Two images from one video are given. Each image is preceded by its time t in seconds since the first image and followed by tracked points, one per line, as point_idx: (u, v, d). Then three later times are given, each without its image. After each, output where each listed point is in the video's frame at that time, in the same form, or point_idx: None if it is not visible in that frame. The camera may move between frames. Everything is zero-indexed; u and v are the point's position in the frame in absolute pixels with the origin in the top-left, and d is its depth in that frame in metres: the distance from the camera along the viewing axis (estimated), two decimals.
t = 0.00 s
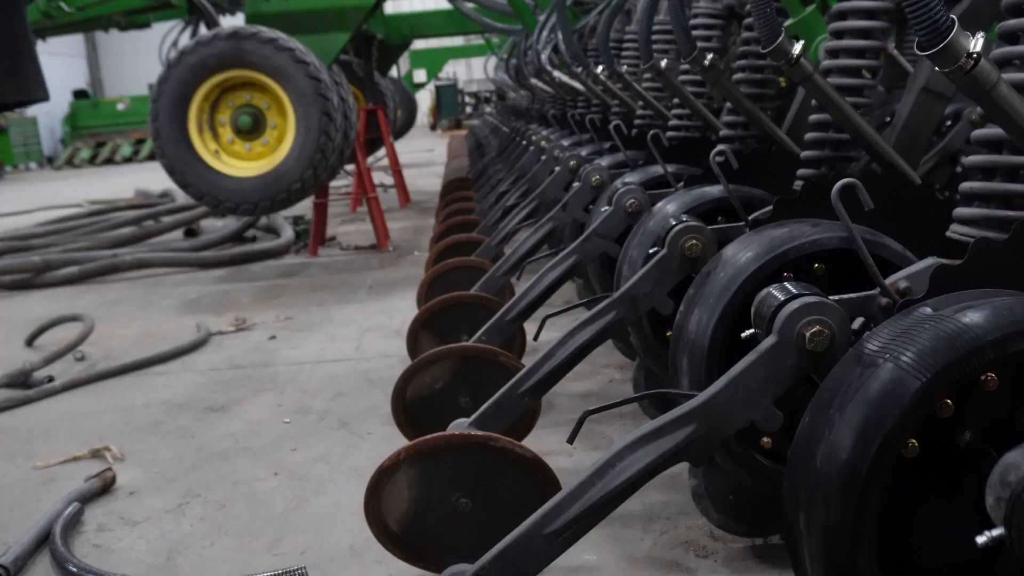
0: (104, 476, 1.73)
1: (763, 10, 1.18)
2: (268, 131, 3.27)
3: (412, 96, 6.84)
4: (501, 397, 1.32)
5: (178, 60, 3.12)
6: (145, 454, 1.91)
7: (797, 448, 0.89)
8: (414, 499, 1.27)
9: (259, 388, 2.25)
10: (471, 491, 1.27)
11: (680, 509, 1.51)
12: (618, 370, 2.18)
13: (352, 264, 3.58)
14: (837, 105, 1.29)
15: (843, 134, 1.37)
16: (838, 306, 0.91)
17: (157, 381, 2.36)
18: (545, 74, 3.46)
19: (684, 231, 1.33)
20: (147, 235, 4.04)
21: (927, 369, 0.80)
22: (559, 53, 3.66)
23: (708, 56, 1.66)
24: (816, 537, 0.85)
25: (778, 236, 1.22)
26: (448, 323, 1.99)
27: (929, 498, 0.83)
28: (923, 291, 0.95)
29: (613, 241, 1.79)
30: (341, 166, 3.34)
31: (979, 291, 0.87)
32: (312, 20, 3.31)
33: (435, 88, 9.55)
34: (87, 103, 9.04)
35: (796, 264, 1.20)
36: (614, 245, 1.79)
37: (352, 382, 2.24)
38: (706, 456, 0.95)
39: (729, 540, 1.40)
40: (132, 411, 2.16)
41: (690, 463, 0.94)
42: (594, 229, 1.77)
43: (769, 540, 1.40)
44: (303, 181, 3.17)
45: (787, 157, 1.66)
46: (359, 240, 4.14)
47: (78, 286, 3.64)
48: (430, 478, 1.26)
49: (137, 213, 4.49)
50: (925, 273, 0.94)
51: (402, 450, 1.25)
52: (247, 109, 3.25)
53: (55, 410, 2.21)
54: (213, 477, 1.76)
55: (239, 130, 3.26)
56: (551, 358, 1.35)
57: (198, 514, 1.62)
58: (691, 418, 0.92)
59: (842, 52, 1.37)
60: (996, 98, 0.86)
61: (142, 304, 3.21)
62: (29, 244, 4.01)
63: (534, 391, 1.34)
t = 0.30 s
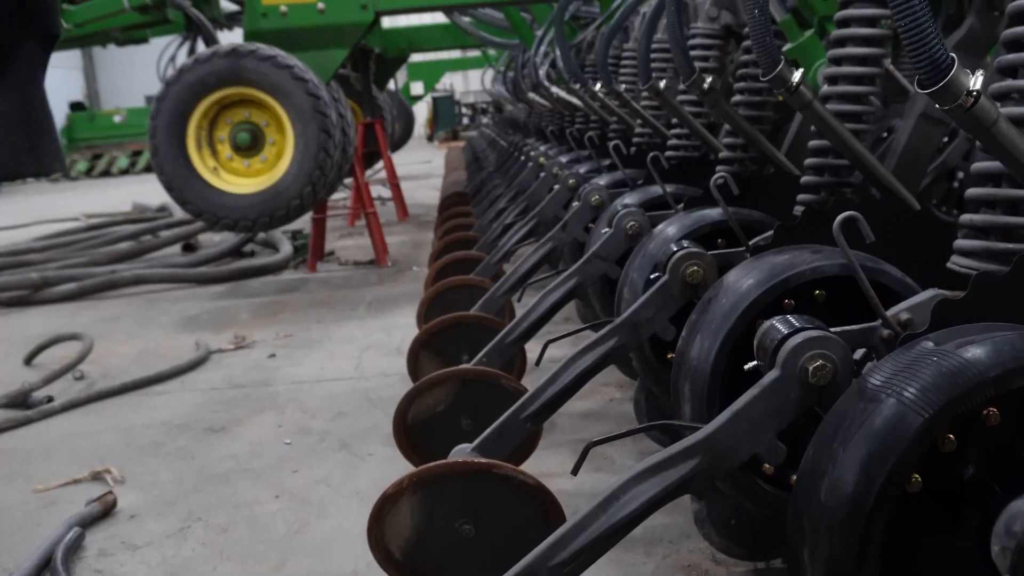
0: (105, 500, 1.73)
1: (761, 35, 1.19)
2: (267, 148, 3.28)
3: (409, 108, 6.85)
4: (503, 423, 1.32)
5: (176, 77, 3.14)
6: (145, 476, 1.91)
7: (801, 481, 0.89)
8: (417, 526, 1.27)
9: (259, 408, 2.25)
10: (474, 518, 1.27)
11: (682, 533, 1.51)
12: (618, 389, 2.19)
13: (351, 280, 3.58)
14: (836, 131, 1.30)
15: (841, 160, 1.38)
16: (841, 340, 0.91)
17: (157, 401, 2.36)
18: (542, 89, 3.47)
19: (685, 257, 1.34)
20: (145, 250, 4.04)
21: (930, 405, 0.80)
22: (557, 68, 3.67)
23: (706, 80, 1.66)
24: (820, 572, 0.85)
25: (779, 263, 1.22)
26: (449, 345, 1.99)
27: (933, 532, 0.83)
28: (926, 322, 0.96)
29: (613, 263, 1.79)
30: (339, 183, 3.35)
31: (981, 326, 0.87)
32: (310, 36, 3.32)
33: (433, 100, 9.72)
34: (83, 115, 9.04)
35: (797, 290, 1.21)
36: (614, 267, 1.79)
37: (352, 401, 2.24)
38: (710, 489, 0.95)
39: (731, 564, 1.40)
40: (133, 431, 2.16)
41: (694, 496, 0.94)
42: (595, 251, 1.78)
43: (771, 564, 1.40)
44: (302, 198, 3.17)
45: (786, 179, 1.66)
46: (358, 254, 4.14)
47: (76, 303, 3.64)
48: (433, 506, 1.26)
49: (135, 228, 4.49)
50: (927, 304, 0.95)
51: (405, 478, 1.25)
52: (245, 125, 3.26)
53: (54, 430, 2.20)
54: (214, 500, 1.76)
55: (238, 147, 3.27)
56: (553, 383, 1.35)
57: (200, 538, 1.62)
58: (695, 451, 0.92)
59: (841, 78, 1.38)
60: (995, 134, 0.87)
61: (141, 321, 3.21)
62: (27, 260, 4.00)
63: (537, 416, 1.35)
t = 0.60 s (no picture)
0: (106, 518, 1.73)
1: (762, 59, 1.20)
2: (269, 160, 3.29)
3: (409, 117, 6.86)
4: (506, 446, 1.33)
5: (178, 91, 3.15)
6: (147, 493, 1.91)
7: (806, 512, 0.90)
8: (421, 548, 1.27)
9: (260, 423, 2.25)
10: (476, 540, 1.27)
11: (684, 554, 1.51)
12: (619, 405, 2.19)
13: (352, 291, 3.59)
14: (838, 155, 1.30)
15: (843, 184, 1.39)
16: (844, 372, 0.92)
17: (158, 415, 2.37)
18: (543, 101, 3.48)
19: (687, 281, 1.35)
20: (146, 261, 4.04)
21: (932, 440, 0.81)
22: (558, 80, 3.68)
23: (708, 100, 1.67)
24: None
25: (783, 287, 1.23)
26: (450, 362, 1.99)
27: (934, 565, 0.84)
28: (928, 352, 0.96)
29: (615, 282, 1.80)
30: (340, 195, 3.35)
31: (984, 357, 0.87)
32: (311, 49, 3.33)
33: (433, 108, 9.78)
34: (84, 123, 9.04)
35: (800, 315, 1.21)
36: (616, 286, 1.80)
37: (354, 417, 2.24)
38: (713, 519, 0.95)
39: None
40: (134, 447, 2.16)
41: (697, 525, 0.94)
42: (597, 270, 1.78)
43: None
44: (304, 211, 3.18)
45: (786, 199, 1.66)
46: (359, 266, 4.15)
47: (76, 314, 3.64)
48: (436, 529, 1.26)
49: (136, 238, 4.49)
50: (929, 334, 0.95)
51: (409, 501, 1.25)
52: (247, 138, 3.27)
53: (55, 445, 2.20)
54: (215, 518, 1.77)
55: (240, 160, 3.28)
56: (556, 405, 1.36)
57: (202, 557, 1.63)
58: (698, 482, 0.93)
59: (842, 102, 1.39)
60: (997, 168, 0.87)
61: (142, 333, 3.21)
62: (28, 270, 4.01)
63: (540, 439, 1.35)
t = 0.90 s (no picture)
0: (107, 533, 1.74)
1: (763, 86, 1.20)
2: (272, 172, 3.30)
3: (411, 126, 6.87)
4: (506, 467, 1.33)
5: (181, 102, 3.16)
6: (148, 508, 1.91)
7: (804, 543, 0.90)
8: (421, 570, 1.27)
9: (261, 437, 2.26)
10: (476, 563, 1.28)
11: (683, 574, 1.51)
12: (619, 422, 2.19)
13: (353, 303, 3.60)
14: (837, 180, 1.32)
15: (842, 209, 1.41)
16: (843, 404, 0.92)
17: (159, 428, 2.37)
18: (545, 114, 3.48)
19: (687, 305, 1.35)
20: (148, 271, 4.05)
21: (931, 474, 0.81)
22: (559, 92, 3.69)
23: (709, 121, 1.68)
24: None
25: (782, 312, 1.23)
26: (451, 378, 2.00)
27: None
28: (926, 383, 0.97)
29: (616, 301, 1.80)
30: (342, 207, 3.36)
31: (982, 391, 0.88)
32: (313, 62, 3.34)
33: (434, 116, 9.80)
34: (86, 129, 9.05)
35: (799, 340, 1.21)
36: (616, 306, 1.80)
37: (354, 431, 2.25)
38: (713, 548, 0.96)
39: None
40: (135, 460, 2.17)
41: (697, 554, 0.95)
42: (598, 289, 1.79)
43: None
44: (305, 223, 3.18)
45: (787, 219, 1.67)
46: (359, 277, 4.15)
47: (77, 323, 3.65)
48: (437, 551, 1.27)
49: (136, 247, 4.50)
50: (927, 365, 0.96)
51: (410, 523, 1.25)
52: (249, 150, 3.28)
53: (56, 458, 2.21)
54: (215, 534, 1.77)
55: (242, 171, 3.29)
56: (556, 427, 1.37)
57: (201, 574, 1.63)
58: (698, 512, 0.93)
59: (842, 128, 1.40)
60: (996, 203, 0.88)
61: (143, 343, 3.22)
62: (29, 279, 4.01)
63: (539, 461, 1.36)
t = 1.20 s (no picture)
0: (113, 551, 1.74)
1: (764, 107, 1.22)
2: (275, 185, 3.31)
3: (413, 136, 6.89)
4: (511, 489, 1.34)
5: (186, 116, 3.17)
6: (153, 525, 1.92)
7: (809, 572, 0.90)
8: None
9: (265, 453, 2.26)
10: None
11: None
12: (622, 437, 2.20)
13: (356, 315, 3.60)
14: (840, 203, 1.32)
15: (845, 230, 1.42)
16: (847, 433, 0.93)
17: (163, 444, 2.38)
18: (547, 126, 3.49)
19: (691, 327, 1.36)
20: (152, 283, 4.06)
21: (935, 505, 0.81)
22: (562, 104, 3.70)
23: (712, 140, 1.68)
24: None
25: (786, 335, 1.24)
26: (455, 396, 2.00)
27: None
28: (930, 411, 0.97)
29: (620, 319, 1.81)
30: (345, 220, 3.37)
31: (985, 421, 0.88)
32: (317, 75, 3.35)
33: (436, 125, 9.82)
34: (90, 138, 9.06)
35: (803, 364, 1.22)
36: (620, 324, 1.81)
37: (358, 447, 2.25)
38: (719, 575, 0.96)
39: None
40: (141, 477, 2.17)
41: None
42: (602, 308, 1.79)
43: None
44: (309, 235, 3.19)
45: (791, 238, 1.68)
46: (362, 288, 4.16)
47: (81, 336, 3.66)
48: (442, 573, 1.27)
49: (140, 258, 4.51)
50: (931, 392, 0.97)
51: (415, 545, 1.26)
52: (253, 163, 3.29)
53: (61, 475, 2.22)
54: (221, 552, 1.77)
55: (245, 184, 3.30)
56: (560, 449, 1.37)
57: None
58: (704, 539, 0.94)
59: (845, 150, 1.41)
60: (999, 235, 0.89)
61: (147, 356, 3.22)
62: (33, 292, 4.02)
63: (544, 482, 1.36)
